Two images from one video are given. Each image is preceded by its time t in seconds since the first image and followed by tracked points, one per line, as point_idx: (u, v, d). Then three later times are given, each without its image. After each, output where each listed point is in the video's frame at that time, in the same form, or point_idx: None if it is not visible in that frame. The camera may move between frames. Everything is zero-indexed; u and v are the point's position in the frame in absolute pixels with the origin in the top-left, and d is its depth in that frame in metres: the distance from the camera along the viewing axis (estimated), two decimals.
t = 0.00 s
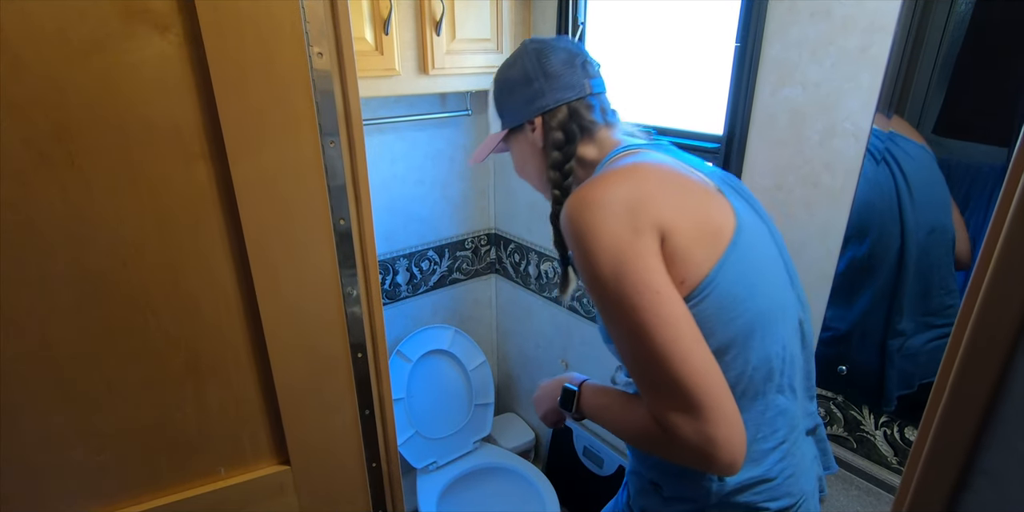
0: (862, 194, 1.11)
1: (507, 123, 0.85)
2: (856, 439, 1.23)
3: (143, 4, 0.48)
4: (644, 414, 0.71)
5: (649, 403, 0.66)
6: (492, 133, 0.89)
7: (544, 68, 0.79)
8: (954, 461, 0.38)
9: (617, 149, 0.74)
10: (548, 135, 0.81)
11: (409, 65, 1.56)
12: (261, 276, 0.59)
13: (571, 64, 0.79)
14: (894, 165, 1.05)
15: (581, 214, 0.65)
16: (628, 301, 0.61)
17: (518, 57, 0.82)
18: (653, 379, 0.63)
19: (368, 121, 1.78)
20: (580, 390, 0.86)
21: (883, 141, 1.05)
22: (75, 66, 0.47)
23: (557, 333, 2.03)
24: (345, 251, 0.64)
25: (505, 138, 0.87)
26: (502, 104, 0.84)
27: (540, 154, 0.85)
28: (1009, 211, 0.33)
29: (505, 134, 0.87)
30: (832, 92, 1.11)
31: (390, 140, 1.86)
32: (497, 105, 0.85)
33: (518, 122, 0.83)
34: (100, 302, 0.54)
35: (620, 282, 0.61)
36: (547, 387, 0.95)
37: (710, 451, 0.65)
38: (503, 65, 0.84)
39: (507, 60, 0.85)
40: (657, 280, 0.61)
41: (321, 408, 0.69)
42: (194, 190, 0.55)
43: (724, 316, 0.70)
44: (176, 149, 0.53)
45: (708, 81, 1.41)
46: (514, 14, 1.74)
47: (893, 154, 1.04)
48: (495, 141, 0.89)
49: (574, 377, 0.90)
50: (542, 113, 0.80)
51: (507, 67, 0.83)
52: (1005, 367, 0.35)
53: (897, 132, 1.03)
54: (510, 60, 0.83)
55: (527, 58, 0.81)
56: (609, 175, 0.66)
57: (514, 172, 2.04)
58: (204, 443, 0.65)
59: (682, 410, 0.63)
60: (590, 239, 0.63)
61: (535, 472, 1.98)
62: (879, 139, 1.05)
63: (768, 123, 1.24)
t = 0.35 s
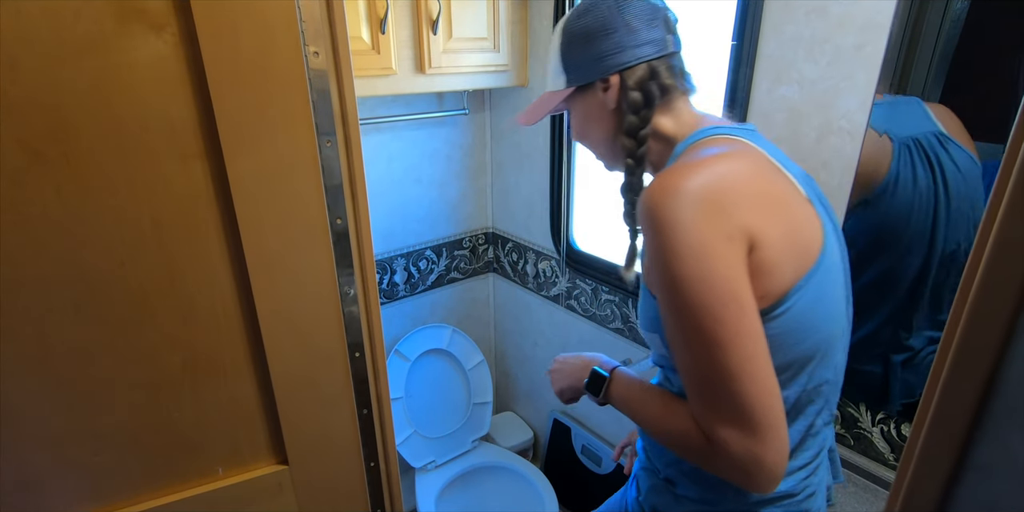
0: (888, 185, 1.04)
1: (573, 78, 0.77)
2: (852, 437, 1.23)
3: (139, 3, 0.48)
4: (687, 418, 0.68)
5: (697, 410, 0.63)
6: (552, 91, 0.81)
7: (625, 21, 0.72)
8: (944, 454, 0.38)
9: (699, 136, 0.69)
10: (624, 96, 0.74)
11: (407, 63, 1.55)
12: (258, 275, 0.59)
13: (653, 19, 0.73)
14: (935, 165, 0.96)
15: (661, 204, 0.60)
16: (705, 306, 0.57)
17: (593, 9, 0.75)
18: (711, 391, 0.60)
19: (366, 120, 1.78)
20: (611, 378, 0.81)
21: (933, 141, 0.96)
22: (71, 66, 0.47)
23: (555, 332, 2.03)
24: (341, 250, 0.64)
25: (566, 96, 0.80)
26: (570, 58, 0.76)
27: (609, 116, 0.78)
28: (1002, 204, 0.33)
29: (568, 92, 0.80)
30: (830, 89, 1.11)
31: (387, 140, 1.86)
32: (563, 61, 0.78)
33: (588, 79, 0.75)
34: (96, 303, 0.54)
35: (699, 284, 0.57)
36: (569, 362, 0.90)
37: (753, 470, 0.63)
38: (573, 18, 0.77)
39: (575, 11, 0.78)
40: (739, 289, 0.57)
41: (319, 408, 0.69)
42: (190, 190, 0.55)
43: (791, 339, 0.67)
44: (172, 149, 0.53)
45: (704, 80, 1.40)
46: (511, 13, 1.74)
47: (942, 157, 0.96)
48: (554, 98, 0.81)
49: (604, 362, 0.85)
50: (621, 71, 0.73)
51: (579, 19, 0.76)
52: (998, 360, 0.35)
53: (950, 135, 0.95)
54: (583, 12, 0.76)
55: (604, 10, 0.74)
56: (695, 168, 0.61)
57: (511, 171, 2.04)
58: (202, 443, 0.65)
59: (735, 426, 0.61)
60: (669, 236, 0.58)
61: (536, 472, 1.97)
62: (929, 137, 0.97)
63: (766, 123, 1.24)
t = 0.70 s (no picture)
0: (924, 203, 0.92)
1: (651, 60, 0.74)
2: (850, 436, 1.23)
3: (137, 3, 0.48)
4: (733, 426, 0.68)
5: (747, 424, 0.63)
6: (623, 74, 0.78)
7: None
8: (941, 452, 0.38)
9: (777, 142, 0.66)
10: (709, 81, 0.71)
11: (405, 64, 1.55)
12: (257, 276, 0.59)
13: None
14: (977, 185, 0.86)
15: (737, 208, 0.60)
16: (771, 315, 0.56)
17: None
18: (767, 408, 0.60)
19: (363, 120, 1.78)
20: (651, 373, 0.82)
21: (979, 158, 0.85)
22: (69, 68, 0.47)
23: (554, 332, 2.03)
24: (340, 250, 0.64)
25: (638, 81, 0.77)
26: (648, 39, 0.73)
27: (687, 102, 0.75)
28: (998, 206, 0.34)
29: (642, 77, 0.76)
30: (829, 90, 1.10)
31: (385, 140, 1.86)
32: (641, 41, 0.74)
33: (670, 61, 0.72)
34: (95, 304, 0.54)
35: (770, 292, 0.56)
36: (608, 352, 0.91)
37: (794, 489, 0.63)
38: None
39: None
40: (809, 303, 0.56)
41: (319, 409, 0.69)
42: (188, 191, 0.55)
43: (850, 363, 0.67)
44: (170, 149, 0.53)
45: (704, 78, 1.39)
46: (509, 13, 1.74)
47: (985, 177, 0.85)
48: (625, 83, 0.78)
49: (644, 356, 0.85)
50: (708, 54, 0.70)
51: None
52: (995, 359, 0.35)
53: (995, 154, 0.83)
54: None
55: None
56: (777, 179, 0.60)
57: (509, 171, 2.04)
58: (202, 444, 0.65)
59: (787, 444, 0.60)
60: (745, 246, 0.58)
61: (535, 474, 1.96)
62: (976, 153, 0.85)
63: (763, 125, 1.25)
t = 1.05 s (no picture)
0: (936, 213, 0.87)
1: (698, 44, 0.72)
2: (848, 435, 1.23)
3: (132, 3, 0.47)
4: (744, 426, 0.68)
5: (760, 427, 0.63)
6: (664, 58, 0.76)
7: None
8: (940, 455, 0.38)
9: (817, 143, 0.65)
10: (757, 68, 0.70)
11: (403, 63, 1.55)
12: (254, 276, 0.59)
13: None
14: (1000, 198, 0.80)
15: (772, 206, 0.59)
16: (797, 318, 0.56)
17: None
18: (782, 414, 0.60)
19: (361, 120, 1.77)
20: (664, 363, 0.81)
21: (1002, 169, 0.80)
22: (64, 68, 0.47)
23: (553, 332, 2.03)
24: (338, 251, 0.63)
25: (681, 66, 0.75)
26: (696, 20, 0.71)
27: (731, 90, 0.73)
28: (999, 202, 0.33)
29: (685, 62, 0.74)
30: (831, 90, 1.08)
31: (383, 140, 1.86)
32: (687, 23, 0.72)
33: (719, 45, 0.70)
34: (91, 306, 0.54)
35: (799, 294, 0.56)
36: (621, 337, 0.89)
37: (798, 495, 0.63)
38: None
39: None
40: (839, 309, 0.56)
41: (316, 410, 0.69)
42: (185, 192, 0.54)
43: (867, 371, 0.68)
44: (167, 150, 0.52)
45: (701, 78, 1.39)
46: (507, 12, 1.73)
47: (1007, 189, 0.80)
48: (666, 68, 0.76)
49: (656, 346, 0.84)
50: (761, 40, 0.69)
51: None
52: (993, 362, 0.34)
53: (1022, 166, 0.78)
54: None
55: None
56: (815, 180, 0.59)
57: (508, 171, 2.04)
58: (199, 445, 0.65)
59: (798, 451, 0.60)
60: (779, 248, 0.57)
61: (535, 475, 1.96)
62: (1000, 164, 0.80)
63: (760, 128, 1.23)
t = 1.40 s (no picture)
0: (945, 218, 0.86)
1: (709, 48, 0.71)
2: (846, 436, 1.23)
3: (124, 4, 0.47)
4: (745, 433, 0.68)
5: (762, 436, 0.63)
6: (673, 64, 0.75)
7: None
8: (937, 461, 0.37)
9: (833, 147, 0.64)
10: (771, 71, 0.70)
11: (400, 64, 1.55)
12: (248, 278, 0.59)
13: None
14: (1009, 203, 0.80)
15: (783, 213, 0.59)
16: (807, 328, 0.56)
17: None
18: (787, 425, 0.60)
19: (358, 121, 1.77)
20: (659, 368, 0.79)
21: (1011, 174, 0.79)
22: (55, 69, 0.46)
23: (552, 333, 2.02)
24: (333, 253, 0.63)
25: (692, 72, 0.75)
26: (706, 25, 0.70)
27: (743, 95, 0.73)
28: (997, 198, 0.31)
29: (695, 67, 0.74)
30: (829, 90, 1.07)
31: (380, 141, 1.86)
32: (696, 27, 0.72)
33: (732, 49, 0.70)
34: (83, 308, 0.53)
35: (809, 304, 0.56)
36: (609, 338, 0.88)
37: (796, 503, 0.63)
38: None
39: None
40: (849, 321, 0.56)
41: (312, 413, 0.68)
42: (178, 194, 0.54)
43: (868, 383, 0.68)
44: (160, 152, 0.52)
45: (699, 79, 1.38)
46: (505, 14, 1.73)
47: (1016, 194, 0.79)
48: (675, 73, 0.76)
49: (651, 350, 0.82)
50: (775, 42, 0.68)
51: None
52: (986, 374, 0.33)
53: None
54: None
55: None
56: (829, 188, 0.59)
57: (506, 172, 2.04)
58: (193, 449, 0.65)
59: (801, 462, 0.60)
60: (791, 258, 0.57)
61: (535, 477, 1.95)
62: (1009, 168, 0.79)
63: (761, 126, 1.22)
